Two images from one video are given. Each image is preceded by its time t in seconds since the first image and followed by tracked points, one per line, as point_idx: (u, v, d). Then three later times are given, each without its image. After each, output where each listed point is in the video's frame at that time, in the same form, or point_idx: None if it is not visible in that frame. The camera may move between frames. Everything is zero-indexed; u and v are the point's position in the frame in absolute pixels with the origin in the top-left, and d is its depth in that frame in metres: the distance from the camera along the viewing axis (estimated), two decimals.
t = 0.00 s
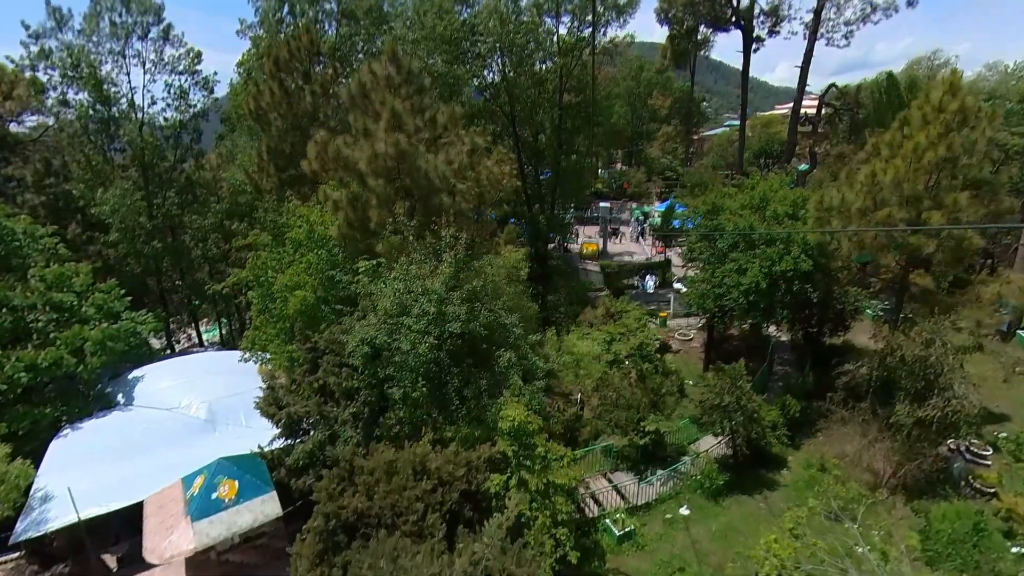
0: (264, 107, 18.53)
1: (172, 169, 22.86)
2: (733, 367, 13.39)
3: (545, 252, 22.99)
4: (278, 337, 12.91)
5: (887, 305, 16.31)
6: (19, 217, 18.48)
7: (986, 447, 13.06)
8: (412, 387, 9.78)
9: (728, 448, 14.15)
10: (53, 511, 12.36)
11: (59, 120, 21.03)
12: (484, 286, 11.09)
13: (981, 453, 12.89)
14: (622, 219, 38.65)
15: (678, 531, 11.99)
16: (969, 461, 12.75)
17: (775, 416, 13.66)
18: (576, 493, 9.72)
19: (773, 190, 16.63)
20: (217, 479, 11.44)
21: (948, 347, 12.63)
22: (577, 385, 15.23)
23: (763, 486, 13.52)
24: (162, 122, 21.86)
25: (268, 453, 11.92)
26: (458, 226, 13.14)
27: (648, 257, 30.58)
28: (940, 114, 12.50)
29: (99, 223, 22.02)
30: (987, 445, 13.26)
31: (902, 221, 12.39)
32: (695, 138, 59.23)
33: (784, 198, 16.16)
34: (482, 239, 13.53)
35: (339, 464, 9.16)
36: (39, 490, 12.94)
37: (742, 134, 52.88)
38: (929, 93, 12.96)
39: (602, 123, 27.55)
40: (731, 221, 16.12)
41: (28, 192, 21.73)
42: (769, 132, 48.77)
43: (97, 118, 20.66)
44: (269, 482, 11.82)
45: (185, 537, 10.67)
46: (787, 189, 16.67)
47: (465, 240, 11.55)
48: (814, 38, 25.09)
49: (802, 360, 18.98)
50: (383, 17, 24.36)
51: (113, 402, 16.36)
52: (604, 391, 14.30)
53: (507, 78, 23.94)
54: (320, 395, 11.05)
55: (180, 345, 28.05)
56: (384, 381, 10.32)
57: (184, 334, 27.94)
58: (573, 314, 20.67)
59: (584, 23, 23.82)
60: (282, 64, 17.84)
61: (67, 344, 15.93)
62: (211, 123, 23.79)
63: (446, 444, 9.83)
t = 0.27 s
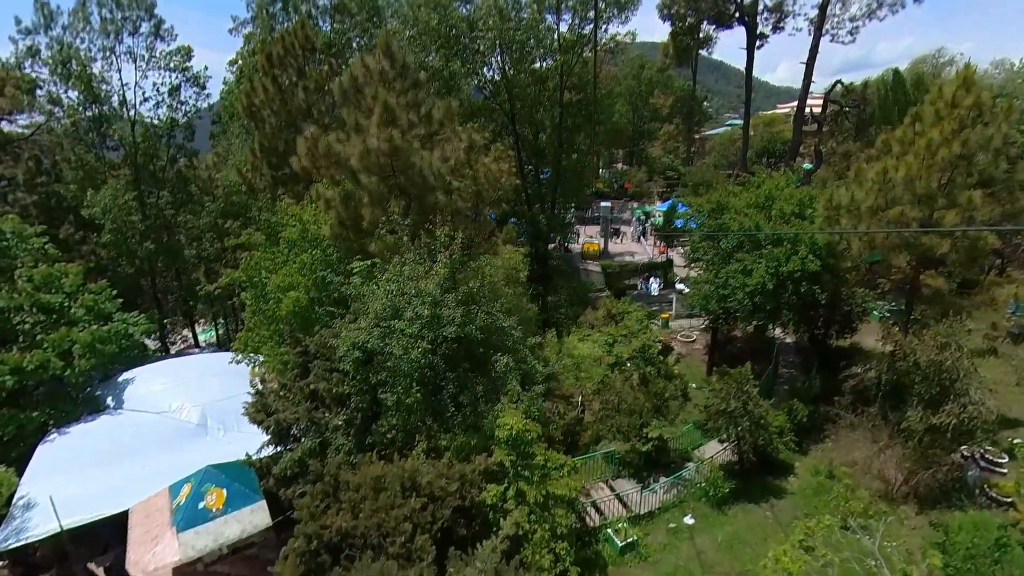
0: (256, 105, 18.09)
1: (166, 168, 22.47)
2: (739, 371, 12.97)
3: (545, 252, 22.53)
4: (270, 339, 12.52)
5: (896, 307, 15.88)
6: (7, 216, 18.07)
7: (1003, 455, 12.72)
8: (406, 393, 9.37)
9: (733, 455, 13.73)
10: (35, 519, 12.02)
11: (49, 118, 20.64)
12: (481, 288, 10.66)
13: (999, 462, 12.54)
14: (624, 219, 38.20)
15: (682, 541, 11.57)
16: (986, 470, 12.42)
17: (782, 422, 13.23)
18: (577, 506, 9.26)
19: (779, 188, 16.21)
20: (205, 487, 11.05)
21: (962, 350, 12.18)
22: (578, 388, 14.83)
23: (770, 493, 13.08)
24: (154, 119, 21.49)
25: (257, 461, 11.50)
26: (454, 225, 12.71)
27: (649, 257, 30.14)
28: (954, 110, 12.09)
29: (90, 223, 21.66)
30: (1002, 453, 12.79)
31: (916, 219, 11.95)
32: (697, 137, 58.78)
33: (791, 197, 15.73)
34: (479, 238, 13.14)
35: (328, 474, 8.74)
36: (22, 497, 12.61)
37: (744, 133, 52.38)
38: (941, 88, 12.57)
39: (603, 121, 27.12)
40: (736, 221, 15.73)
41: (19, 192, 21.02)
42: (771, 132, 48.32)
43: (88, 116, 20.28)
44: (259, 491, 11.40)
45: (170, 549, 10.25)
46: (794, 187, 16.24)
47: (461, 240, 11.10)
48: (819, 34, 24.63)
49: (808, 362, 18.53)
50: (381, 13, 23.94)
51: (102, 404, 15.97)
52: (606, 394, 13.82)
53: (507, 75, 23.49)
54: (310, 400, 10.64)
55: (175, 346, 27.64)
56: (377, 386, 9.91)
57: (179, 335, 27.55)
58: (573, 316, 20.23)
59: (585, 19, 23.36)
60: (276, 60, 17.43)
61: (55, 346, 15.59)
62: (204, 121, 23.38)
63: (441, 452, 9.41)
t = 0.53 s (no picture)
0: (249, 102, 17.68)
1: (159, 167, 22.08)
2: (745, 375, 12.56)
3: (545, 252, 22.07)
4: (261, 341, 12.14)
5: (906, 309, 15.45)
6: None
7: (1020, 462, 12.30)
8: (399, 399, 8.94)
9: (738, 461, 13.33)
10: (16, 529, 11.67)
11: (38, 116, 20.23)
12: (477, 289, 10.24)
13: (1016, 468, 12.14)
14: (625, 219, 37.77)
15: (687, 552, 11.15)
16: (1002, 477, 11.97)
17: (790, 428, 12.78)
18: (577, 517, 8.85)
19: (785, 186, 15.80)
20: (190, 497, 10.72)
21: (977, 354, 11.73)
22: (578, 392, 14.43)
23: (777, 501, 12.65)
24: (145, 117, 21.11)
25: (245, 469, 11.09)
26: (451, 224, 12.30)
27: (651, 258, 29.71)
28: (967, 104, 11.64)
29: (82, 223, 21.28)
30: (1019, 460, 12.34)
31: (930, 218, 11.53)
32: (699, 137, 58.32)
33: (797, 196, 15.31)
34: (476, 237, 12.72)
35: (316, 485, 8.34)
36: (3, 505, 12.26)
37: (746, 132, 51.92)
38: (953, 82, 12.14)
39: (604, 119, 26.69)
40: (741, 220, 15.32)
41: (9, 189, 21.07)
42: (773, 131, 47.86)
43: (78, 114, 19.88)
44: (247, 500, 11.07)
45: (153, 561, 9.88)
46: (800, 185, 15.83)
47: (454, 238, 10.61)
48: (824, 30, 24.17)
49: (814, 365, 18.11)
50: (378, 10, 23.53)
51: (91, 407, 15.59)
52: (607, 399, 13.51)
53: (506, 72, 23.07)
54: (300, 406, 10.25)
55: (170, 348, 27.25)
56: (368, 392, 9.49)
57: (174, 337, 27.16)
58: (574, 317, 19.80)
59: (585, 15, 22.93)
60: (270, 55, 17.02)
61: (41, 349, 15.21)
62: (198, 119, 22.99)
63: (435, 462, 9.00)
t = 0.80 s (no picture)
0: (242, 98, 17.27)
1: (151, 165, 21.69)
2: (751, 380, 12.14)
3: (546, 252, 21.62)
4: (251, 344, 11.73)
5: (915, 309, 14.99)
6: None
7: None
8: (390, 406, 8.50)
9: (743, 468, 12.90)
10: None
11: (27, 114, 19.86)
12: (472, 290, 9.81)
13: None
14: (626, 218, 37.32)
15: (691, 564, 10.73)
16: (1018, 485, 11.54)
17: (797, 433, 12.35)
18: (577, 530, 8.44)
19: (792, 184, 15.37)
20: (175, 506, 10.26)
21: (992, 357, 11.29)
22: (579, 396, 14.03)
23: (784, 509, 12.22)
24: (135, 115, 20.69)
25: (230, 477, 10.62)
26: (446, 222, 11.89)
27: (652, 257, 29.27)
28: (983, 98, 11.19)
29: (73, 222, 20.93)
30: None
31: (943, 217, 11.10)
32: (701, 136, 57.84)
33: (804, 193, 14.89)
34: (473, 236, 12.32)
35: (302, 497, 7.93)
36: None
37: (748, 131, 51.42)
38: (967, 74, 11.69)
39: (606, 117, 26.25)
40: (747, 219, 14.90)
41: None
42: (775, 129, 47.39)
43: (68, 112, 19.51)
44: (234, 509, 10.69)
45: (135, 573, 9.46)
46: (807, 182, 15.40)
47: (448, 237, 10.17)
48: (829, 25, 23.70)
49: (820, 367, 17.68)
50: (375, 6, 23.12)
51: (79, 411, 15.20)
52: (609, 403, 13.18)
53: (505, 70, 22.65)
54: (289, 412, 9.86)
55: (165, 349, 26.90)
56: (358, 397, 9.07)
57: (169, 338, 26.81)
58: (574, 318, 19.39)
59: (586, 11, 22.48)
60: (264, 52, 16.61)
61: (27, 351, 14.83)
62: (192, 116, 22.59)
63: (428, 471, 8.61)
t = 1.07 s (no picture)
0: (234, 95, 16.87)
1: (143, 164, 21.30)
2: (758, 384, 11.71)
3: (546, 251, 21.22)
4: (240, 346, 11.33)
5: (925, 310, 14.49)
6: None
7: None
8: (380, 413, 8.07)
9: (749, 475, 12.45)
10: None
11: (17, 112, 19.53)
12: (467, 291, 9.38)
13: None
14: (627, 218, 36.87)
15: None
16: None
17: (805, 440, 11.92)
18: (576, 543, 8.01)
19: (798, 182, 14.95)
20: (157, 516, 9.85)
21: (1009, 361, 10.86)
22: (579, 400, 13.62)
23: (792, 518, 11.78)
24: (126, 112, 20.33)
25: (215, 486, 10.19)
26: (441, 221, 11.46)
27: (653, 257, 28.82)
28: (999, 92, 10.74)
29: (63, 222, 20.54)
30: None
31: (958, 215, 10.66)
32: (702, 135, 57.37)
33: (812, 191, 14.46)
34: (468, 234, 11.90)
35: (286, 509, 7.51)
36: None
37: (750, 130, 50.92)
38: (982, 67, 11.26)
39: (607, 115, 25.80)
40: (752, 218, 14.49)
41: None
42: (778, 128, 46.97)
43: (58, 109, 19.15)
44: (220, 521, 10.23)
45: None
46: (814, 180, 14.98)
47: (442, 236, 9.73)
48: (834, 20, 23.25)
49: (826, 369, 17.25)
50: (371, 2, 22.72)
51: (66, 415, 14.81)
52: (610, 408, 12.77)
53: (505, 67, 22.23)
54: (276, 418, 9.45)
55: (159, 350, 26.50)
56: (347, 403, 8.64)
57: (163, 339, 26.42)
58: (574, 319, 18.98)
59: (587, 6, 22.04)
60: (259, 47, 15.97)
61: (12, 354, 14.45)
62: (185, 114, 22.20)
63: (420, 482, 8.18)
